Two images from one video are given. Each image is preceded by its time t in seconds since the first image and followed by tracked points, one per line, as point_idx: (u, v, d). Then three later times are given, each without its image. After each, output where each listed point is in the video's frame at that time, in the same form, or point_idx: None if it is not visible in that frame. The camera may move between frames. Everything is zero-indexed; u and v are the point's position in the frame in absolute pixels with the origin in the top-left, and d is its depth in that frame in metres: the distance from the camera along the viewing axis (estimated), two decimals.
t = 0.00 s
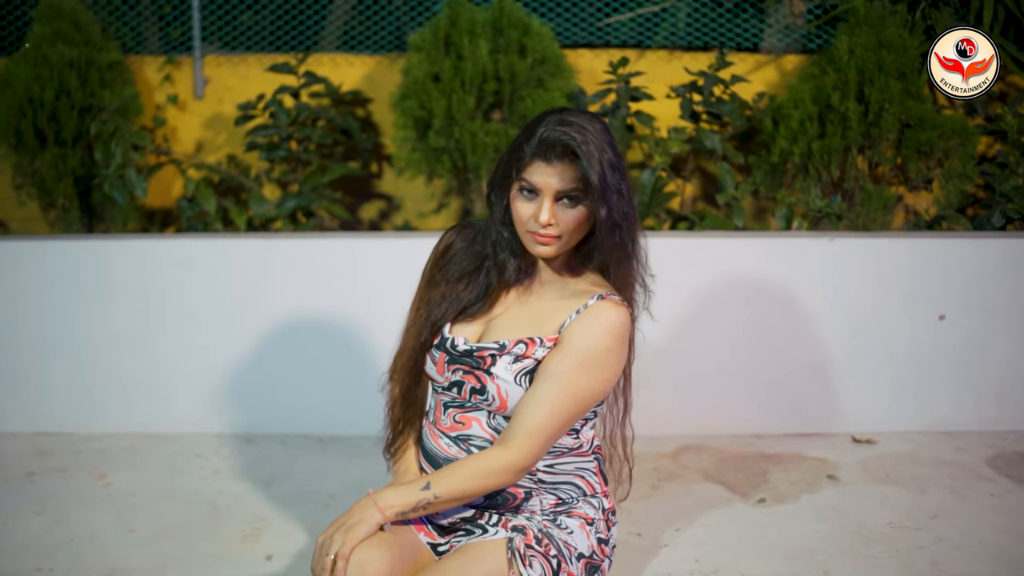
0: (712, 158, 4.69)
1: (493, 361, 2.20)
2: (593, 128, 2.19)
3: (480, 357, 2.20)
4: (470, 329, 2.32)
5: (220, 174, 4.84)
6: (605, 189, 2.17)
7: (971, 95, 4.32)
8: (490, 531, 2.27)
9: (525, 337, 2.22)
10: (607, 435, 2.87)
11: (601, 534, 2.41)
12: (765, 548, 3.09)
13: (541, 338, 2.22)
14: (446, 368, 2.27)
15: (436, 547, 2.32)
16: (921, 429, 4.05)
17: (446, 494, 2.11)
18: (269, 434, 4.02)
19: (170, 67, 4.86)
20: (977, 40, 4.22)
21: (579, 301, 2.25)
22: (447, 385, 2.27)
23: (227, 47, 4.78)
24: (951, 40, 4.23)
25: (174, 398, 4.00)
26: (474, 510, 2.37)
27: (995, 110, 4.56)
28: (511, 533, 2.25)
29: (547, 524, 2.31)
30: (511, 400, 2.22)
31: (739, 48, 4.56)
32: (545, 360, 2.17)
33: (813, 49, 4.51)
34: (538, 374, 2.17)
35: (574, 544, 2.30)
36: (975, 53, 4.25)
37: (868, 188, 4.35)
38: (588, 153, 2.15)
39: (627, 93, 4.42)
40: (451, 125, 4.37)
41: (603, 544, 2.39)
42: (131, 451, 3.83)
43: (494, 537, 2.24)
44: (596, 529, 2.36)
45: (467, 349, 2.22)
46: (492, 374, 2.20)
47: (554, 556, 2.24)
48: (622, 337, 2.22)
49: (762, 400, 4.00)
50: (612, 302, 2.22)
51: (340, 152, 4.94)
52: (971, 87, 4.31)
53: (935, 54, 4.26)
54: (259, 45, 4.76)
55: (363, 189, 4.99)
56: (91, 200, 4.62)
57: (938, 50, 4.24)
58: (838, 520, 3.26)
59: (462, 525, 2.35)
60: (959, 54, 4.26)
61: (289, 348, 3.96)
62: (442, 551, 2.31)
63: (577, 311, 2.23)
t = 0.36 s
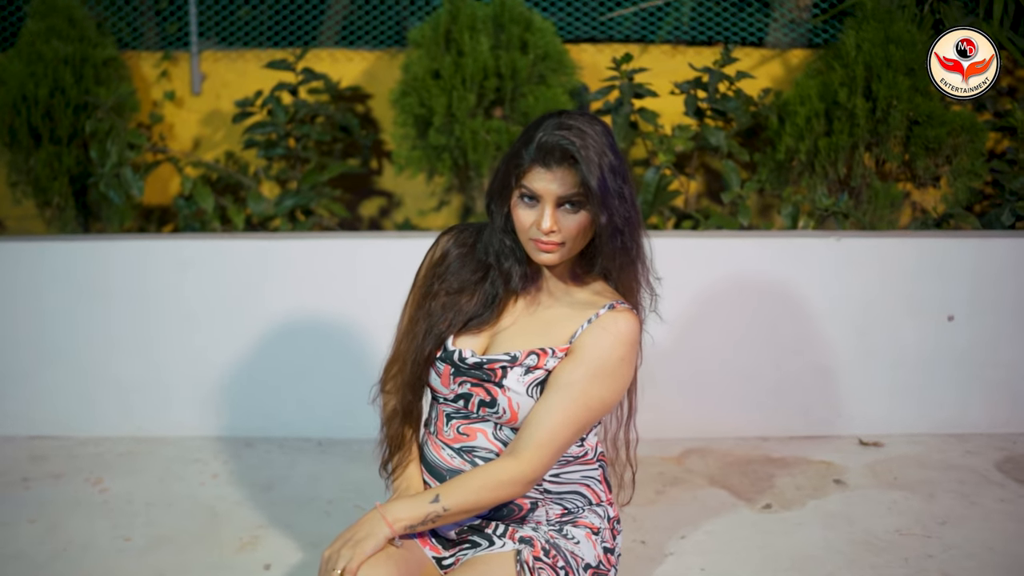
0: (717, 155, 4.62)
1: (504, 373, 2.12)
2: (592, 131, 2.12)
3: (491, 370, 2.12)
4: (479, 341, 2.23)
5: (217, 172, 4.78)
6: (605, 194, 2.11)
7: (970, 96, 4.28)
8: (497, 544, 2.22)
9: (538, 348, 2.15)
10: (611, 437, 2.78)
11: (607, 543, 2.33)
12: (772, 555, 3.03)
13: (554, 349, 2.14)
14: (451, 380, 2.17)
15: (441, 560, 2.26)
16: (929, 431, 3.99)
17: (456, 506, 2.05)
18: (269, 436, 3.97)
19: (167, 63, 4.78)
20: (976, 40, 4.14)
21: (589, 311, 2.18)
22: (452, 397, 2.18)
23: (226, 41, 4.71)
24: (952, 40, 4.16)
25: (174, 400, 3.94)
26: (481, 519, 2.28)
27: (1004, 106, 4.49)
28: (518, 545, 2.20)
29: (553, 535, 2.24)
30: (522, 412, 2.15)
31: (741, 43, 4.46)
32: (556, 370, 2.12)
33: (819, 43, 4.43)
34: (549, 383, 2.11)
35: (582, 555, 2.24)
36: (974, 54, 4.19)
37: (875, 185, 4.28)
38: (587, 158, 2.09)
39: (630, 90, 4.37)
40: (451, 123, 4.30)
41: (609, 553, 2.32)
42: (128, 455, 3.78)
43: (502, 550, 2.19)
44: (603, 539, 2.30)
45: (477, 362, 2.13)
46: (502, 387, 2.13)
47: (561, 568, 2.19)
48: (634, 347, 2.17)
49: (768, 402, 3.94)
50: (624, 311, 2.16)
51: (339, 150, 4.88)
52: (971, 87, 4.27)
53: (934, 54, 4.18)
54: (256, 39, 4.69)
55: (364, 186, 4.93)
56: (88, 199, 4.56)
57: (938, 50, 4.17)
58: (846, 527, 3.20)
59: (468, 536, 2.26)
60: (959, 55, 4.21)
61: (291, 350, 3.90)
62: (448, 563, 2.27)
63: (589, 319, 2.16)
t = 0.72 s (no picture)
0: (726, 144, 4.57)
1: (520, 372, 2.07)
2: (597, 121, 2.07)
3: (507, 368, 2.06)
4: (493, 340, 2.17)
5: (220, 161, 4.74)
6: (611, 185, 2.06)
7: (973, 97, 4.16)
8: (511, 541, 2.16)
9: (553, 345, 2.09)
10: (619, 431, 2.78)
11: (618, 539, 2.29)
12: (781, 552, 3.00)
13: (569, 345, 2.09)
14: (463, 379, 2.13)
15: (454, 559, 2.22)
16: (939, 425, 3.95)
17: (472, 504, 2.00)
18: (272, 429, 3.93)
19: (170, 50, 4.73)
20: (976, 40, 4.04)
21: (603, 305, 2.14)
22: (464, 396, 2.14)
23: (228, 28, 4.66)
24: (951, 41, 4.06)
25: (175, 393, 3.90)
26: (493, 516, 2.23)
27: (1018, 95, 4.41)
28: (532, 542, 2.13)
29: (565, 531, 2.19)
30: (538, 410, 2.10)
31: (751, 31, 4.40)
32: (570, 366, 2.07)
33: (830, 30, 4.36)
34: (564, 379, 2.06)
35: (594, 552, 2.19)
36: (975, 54, 4.09)
37: (886, 175, 4.23)
38: (591, 148, 2.03)
39: (638, 79, 4.30)
40: (457, 111, 4.25)
41: (620, 550, 2.28)
42: (130, 447, 3.74)
43: (516, 547, 2.12)
44: (613, 535, 2.25)
45: (493, 361, 2.07)
46: (519, 385, 2.08)
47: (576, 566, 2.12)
48: (649, 342, 2.13)
49: (777, 395, 3.89)
50: (637, 305, 2.12)
51: (343, 138, 4.83)
52: (972, 87, 4.16)
53: (934, 54, 4.09)
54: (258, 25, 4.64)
55: (368, 174, 4.88)
56: (89, 187, 4.51)
57: (938, 51, 4.08)
58: (855, 523, 3.16)
59: (481, 533, 2.21)
60: (959, 55, 4.11)
61: (296, 342, 3.86)
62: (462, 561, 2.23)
63: (605, 315, 2.11)
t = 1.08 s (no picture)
0: (739, 137, 4.51)
1: (544, 378, 2.05)
2: (606, 116, 2.03)
3: (531, 374, 2.04)
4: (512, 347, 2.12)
5: (229, 153, 4.71)
6: (620, 181, 2.02)
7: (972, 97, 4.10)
8: (529, 544, 2.11)
9: (576, 349, 2.07)
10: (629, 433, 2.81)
11: (632, 540, 2.27)
12: (794, 552, 2.96)
13: (591, 349, 2.08)
14: (482, 385, 2.09)
15: (469, 564, 2.18)
16: (953, 424, 3.90)
17: (502, 508, 1.96)
18: (280, 424, 3.91)
19: (178, 41, 4.70)
20: (977, 40, 4.00)
21: (620, 306, 2.13)
22: (483, 402, 2.10)
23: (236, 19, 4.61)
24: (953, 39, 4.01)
25: (176, 390, 3.88)
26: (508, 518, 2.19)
27: None
28: (550, 545, 2.09)
29: (581, 534, 2.15)
30: (560, 415, 2.09)
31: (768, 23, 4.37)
32: (592, 369, 2.07)
33: (845, 22, 4.30)
34: (587, 384, 2.06)
35: (610, 553, 2.16)
36: (976, 53, 4.05)
37: (901, 169, 4.17)
38: (600, 144, 1.99)
39: (651, 72, 4.26)
40: (468, 104, 4.20)
41: (633, 550, 2.26)
42: (137, 443, 3.72)
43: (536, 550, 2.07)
44: (627, 536, 2.23)
45: (516, 368, 2.03)
46: (542, 391, 2.06)
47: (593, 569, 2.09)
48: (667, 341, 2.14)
49: (790, 392, 3.85)
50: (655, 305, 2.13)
51: (353, 130, 4.80)
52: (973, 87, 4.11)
53: (934, 54, 4.03)
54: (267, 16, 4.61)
55: (378, 166, 4.85)
56: (97, 179, 4.49)
57: (940, 49, 4.01)
58: (870, 523, 3.12)
59: (496, 536, 2.17)
60: (960, 54, 4.06)
61: (305, 337, 3.83)
62: (478, 567, 2.19)
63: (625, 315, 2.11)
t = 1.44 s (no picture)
0: (756, 126, 4.45)
1: (568, 377, 2.03)
2: (619, 103, 1.98)
3: (557, 374, 2.02)
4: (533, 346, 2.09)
5: (240, 141, 4.67)
6: (633, 168, 1.97)
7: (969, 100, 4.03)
8: (548, 541, 2.06)
9: (599, 347, 2.06)
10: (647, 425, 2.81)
11: (648, 536, 2.24)
12: (811, 549, 2.92)
13: (614, 345, 2.07)
14: (503, 387, 2.07)
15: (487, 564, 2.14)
16: (973, 419, 3.84)
17: (538, 507, 1.96)
18: (291, 414, 3.88)
19: (190, 28, 4.68)
20: (975, 40, 3.92)
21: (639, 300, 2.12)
22: (504, 403, 2.08)
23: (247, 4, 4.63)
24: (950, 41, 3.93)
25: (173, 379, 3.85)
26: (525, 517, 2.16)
27: None
28: (571, 542, 2.04)
29: (599, 530, 2.12)
30: (584, 413, 2.08)
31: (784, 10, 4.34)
32: (616, 365, 2.06)
33: (864, 10, 4.25)
34: (612, 380, 2.06)
35: (627, 550, 2.12)
36: (974, 54, 3.97)
37: (921, 159, 4.11)
38: (614, 130, 1.95)
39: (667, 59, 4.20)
40: (481, 92, 4.15)
41: (650, 546, 2.22)
42: (147, 432, 3.70)
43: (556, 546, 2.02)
44: (643, 532, 2.20)
45: (542, 368, 2.01)
46: (568, 390, 2.05)
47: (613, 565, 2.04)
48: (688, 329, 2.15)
49: (807, 385, 3.79)
50: (674, 296, 2.13)
51: (365, 118, 4.75)
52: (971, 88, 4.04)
53: (932, 55, 3.96)
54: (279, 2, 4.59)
55: (391, 154, 4.80)
56: (108, 167, 4.47)
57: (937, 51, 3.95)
58: (888, 520, 3.07)
59: (514, 535, 2.14)
60: (959, 55, 3.98)
61: (315, 327, 3.80)
62: (495, 566, 2.15)
63: (645, 308, 2.11)
